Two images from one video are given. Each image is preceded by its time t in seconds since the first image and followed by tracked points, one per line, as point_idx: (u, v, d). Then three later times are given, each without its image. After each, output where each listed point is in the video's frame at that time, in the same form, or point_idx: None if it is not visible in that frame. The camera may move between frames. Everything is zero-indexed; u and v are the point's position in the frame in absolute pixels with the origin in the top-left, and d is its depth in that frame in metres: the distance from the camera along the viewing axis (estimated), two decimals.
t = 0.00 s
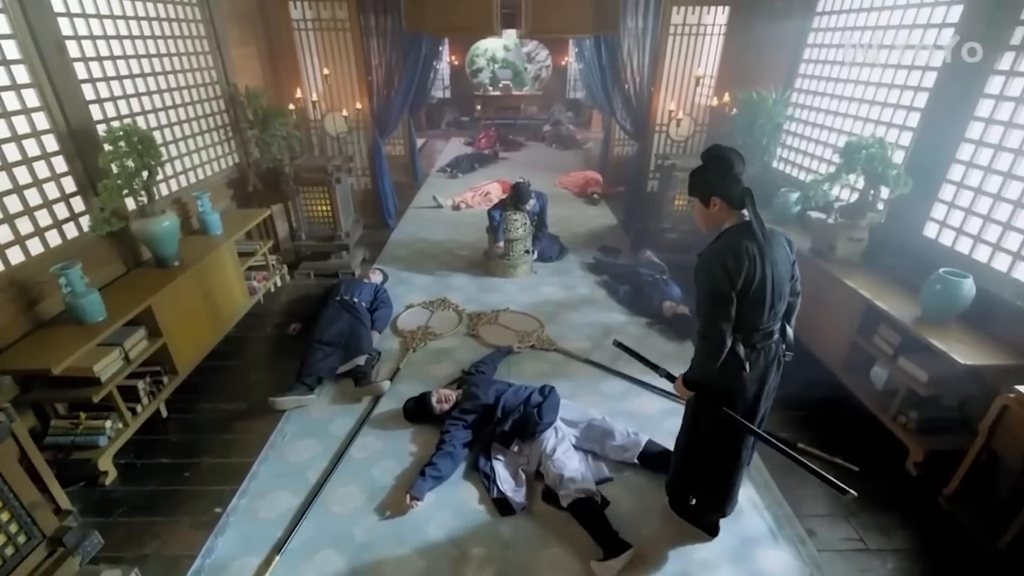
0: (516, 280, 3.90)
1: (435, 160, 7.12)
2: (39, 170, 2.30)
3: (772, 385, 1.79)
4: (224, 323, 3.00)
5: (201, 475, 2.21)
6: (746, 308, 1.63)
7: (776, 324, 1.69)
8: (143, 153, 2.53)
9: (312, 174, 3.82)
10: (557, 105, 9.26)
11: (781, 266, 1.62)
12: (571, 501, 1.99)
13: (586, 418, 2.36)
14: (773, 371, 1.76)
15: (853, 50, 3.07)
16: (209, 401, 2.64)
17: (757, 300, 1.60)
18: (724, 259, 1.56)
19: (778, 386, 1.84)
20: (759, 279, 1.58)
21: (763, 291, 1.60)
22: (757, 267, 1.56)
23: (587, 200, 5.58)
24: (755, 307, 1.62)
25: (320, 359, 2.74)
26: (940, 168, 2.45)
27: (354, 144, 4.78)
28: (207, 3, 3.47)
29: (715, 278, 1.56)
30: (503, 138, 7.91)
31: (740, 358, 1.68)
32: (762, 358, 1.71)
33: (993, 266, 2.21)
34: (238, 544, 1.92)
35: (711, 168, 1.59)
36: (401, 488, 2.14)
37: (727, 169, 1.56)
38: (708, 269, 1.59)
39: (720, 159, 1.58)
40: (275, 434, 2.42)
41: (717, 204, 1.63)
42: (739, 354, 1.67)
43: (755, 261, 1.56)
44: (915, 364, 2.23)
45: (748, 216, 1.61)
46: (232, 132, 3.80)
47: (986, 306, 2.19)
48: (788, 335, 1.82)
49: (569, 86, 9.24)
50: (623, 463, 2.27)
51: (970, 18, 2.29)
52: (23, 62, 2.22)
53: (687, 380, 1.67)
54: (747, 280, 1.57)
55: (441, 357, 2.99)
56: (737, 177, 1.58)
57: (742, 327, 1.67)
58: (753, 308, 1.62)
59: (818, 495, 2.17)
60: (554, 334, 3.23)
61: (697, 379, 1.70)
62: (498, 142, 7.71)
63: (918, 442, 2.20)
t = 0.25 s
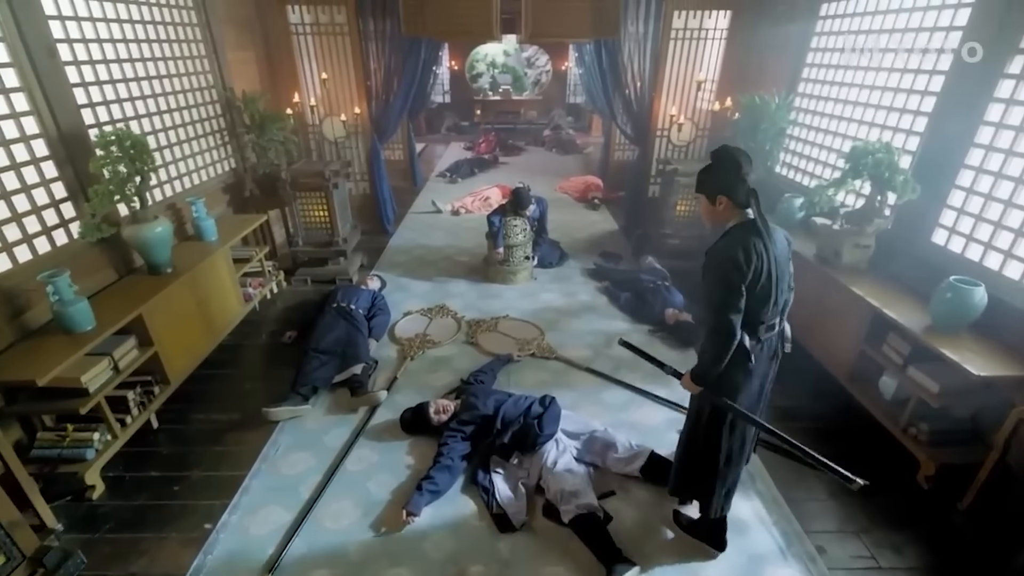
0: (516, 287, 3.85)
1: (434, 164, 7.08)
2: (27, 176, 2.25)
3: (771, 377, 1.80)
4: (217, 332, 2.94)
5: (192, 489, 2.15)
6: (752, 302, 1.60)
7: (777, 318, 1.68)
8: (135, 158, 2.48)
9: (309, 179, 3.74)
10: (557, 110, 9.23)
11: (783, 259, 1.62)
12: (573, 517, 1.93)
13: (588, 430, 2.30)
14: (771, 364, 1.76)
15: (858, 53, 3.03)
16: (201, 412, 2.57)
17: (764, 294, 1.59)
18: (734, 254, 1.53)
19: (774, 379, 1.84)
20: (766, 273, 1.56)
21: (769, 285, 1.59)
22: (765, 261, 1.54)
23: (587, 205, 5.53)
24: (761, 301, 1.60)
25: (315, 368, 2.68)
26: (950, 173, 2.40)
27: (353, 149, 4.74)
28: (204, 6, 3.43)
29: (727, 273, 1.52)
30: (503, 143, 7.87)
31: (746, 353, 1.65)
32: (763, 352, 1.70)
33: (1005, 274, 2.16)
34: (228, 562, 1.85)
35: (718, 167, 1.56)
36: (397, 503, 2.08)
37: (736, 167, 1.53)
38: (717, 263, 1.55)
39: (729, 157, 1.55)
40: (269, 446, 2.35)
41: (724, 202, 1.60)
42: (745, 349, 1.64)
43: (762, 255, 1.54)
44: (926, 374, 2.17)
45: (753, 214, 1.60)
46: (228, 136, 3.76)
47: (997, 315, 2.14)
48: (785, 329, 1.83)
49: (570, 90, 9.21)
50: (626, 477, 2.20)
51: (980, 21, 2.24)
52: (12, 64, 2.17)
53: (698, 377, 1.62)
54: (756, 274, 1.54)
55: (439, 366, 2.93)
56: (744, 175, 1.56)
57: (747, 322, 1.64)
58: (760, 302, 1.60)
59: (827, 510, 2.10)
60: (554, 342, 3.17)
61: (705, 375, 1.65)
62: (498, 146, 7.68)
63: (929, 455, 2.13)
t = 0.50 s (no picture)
0: (516, 290, 3.79)
1: (434, 166, 7.03)
2: (14, 178, 2.19)
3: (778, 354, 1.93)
4: (211, 337, 2.88)
5: (182, 501, 2.09)
6: (760, 282, 1.73)
7: (780, 297, 1.82)
8: (125, 160, 2.42)
9: (305, 181, 3.70)
10: (557, 111, 9.18)
11: (784, 242, 1.75)
12: (575, 531, 1.87)
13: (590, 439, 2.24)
14: (778, 342, 1.88)
15: (864, 53, 2.98)
16: (193, 420, 2.51)
17: (772, 274, 1.71)
18: (745, 236, 1.64)
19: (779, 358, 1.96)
20: (774, 254, 1.68)
21: (776, 266, 1.72)
22: (773, 242, 1.67)
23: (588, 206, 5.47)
24: (768, 282, 1.72)
25: (311, 374, 2.61)
26: (960, 175, 2.34)
27: (351, 150, 4.68)
28: (199, 5, 3.38)
29: (740, 253, 1.63)
30: (503, 144, 7.82)
31: (757, 332, 1.77)
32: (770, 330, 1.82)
33: (1018, 279, 2.10)
34: None
35: (725, 153, 1.67)
36: (393, 515, 2.01)
37: (742, 154, 1.64)
38: (729, 245, 1.66)
39: (734, 145, 1.65)
40: (261, 456, 2.29)
41: (728, 186, 1.72)
42: (756, 327, 1.75)
43: (770, 237, 1.66)
44: (938, 382, 2.11)
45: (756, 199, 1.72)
46: (224, 138, 3.70)
47: (1011, 321, 2.08)
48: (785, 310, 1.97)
49: (569, 92, 9.17)
50: (629, 488, 2.13)
51: (991, 19, 2.19)
52: None
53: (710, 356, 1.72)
54: (765, 255, 1.66)
55: (437, 372, 2.87)
56: (749, 162, 1.67)
57: (755, 301, 1.76)
58: (767, 282, 1.73)
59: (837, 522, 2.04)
60: (555, 347, 3.11)
61: (715, 356, 1.75)
62: (497, 148, 7.63)
63: (940, 466, 2.07)
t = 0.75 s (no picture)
0: (516, 294, 3.72)
1: (433, 167, 6.96)
2: None
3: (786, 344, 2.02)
4: (203, 343, 2.81)
5: (170, 515, 2.02)
6: (766, 273, 1.83)
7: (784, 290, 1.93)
8: (114, 161, 2.35)
9: (301, 183, 3.60)
10: (557, 112, 9.12)
11: (790, 237, 1.85)
12: (577, 548, 1.79)
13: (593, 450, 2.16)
14: (783, 334, 1.97)
15: (872, 53, 2.91)
16: (183, 429, 2.44)
17: (776, 265, 1.81)
18: (750, 228, 1.74)
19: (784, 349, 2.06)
20: (779, 246, 1.79)
21: (780, 257, 1.82)
22: (777, 234, 1.77)
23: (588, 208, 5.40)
24: (773, 272, 1.83)
25: (305, 382, 2.54)
26: (974, 177, 2.27)
27: (348, 151, 4.62)
28: (192, 4, 3.31)
29: (748, 244, 1.73)
30: (502, 145, 7.75)
31: (762, 321, 1.87)
32: (774, 322, 1.93)
33: None
34: None
35: (728, 146, 1.76)
36: (388, 531, 1.94)
37: (746, 147, 1.73)
38: (738, 236, 1.76)
39: (738, 138, 1.74)
40: (253, 467, 2.22)
41: (730, 179, 1.83)
42: (761, 316, 1.86)
43: (776, 230, 1.77)
44: (952, 393, 2.03)
45: (762, 193, 1.81)
46: (218, 139, 3.64)
47: None
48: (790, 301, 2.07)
49: (569, 93, 9.11)
50: (632, 501, 2.06)
51: (1005, 17, 2.12)
52: None
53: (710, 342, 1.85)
54: (771, 245, 1.76)
55: (435, 379, 2.80)
56: (753, 156, 1.76)
57: (760, 293, 1.88)
58: (772, 274, 1.84)
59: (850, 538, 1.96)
60: (555, 353, 3.04)
61: (720, 341, 1.87)
62: (497, 149, 7.56)
63: (954, 479, 2.01)
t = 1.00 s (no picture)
0: (515, 298, 3.66)
1: (432, 169, 6.92)
2: None
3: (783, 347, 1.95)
4: (196, 349, 2.75)
5: (158, 529, 1.95)
6: (762, 273, 1.77)
7: (784, 293, 1.86)
8: (104, 164, 2.30)
9: (297, 186, 3.54)
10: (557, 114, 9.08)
11: (792, 237, 1.79)
12: (579, 564, 1.73)
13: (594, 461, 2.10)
14: (781, 338, 1.91)
15: (878, 53, 2.86)
16: (174, 439, 2.38)
17: (773, 266, 1.76)
18: (745, 226, 1.69)
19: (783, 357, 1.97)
20: (776, 245, 1.73)
21: (777, 258, 1.76)
22: (774, 234, 1.71)
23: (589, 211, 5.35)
24: (770, 273, 1.77)
25: (299, 390, 2.48)
26: (985, 181, 2.22)
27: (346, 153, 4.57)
28: (187, 4, 3.26)
29: (740, 241, 1.69)
30: (502, 147, 7.71)
31: (755, 322, 1.82)
32: (770, 324, 1.86)
33: None
34: None
35: (732, 145, 1.70)
36: (383, 546, 1.87)
37: (749, 147, 1.67)
38: (732, 233, 1.72)
39: (740, 136, 1.68)
40: (245, 479, 2.16)
41: (730, 179, 1.77)
42: (754, 317, 1.81)
43: (773, 229, 1.71)
44: (965, 402, 1.98)
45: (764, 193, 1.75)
46: (214, 141, 3.58)
47: None
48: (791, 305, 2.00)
49: (569, 95, 9.07)
50: (636, 514, 2.00)
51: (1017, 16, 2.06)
52: None
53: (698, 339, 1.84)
54: (766, 245, 1.71)
55: (433, 386, 2.74)
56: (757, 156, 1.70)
57: (755, 294, 1.82)
58: (768, 274, 1.78)
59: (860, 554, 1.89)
60: (556, 360, 2.97)
61: (710, 340, 1.83)
62: (497, 151, 7.51)
63: (968, 491, 1.96)
